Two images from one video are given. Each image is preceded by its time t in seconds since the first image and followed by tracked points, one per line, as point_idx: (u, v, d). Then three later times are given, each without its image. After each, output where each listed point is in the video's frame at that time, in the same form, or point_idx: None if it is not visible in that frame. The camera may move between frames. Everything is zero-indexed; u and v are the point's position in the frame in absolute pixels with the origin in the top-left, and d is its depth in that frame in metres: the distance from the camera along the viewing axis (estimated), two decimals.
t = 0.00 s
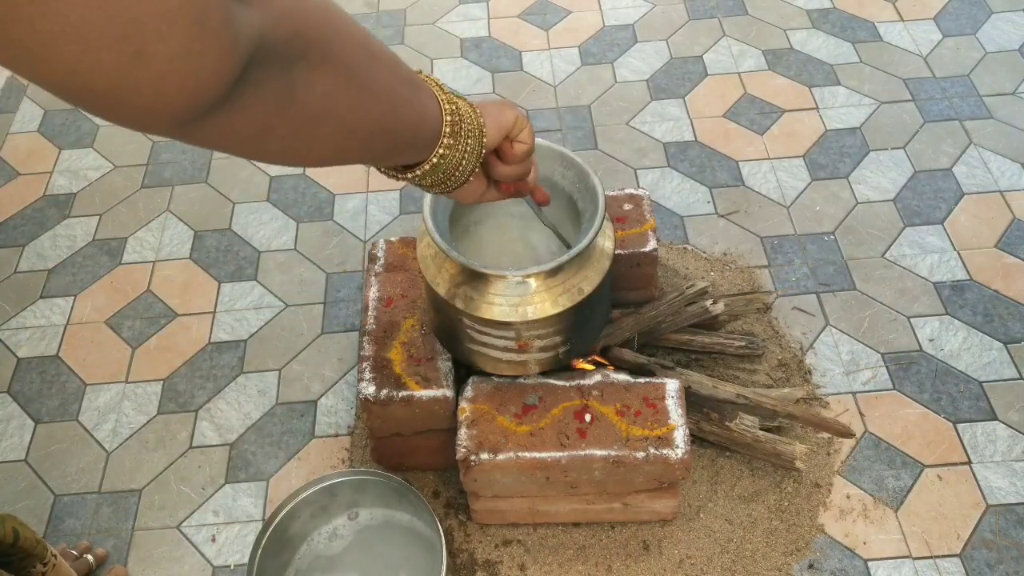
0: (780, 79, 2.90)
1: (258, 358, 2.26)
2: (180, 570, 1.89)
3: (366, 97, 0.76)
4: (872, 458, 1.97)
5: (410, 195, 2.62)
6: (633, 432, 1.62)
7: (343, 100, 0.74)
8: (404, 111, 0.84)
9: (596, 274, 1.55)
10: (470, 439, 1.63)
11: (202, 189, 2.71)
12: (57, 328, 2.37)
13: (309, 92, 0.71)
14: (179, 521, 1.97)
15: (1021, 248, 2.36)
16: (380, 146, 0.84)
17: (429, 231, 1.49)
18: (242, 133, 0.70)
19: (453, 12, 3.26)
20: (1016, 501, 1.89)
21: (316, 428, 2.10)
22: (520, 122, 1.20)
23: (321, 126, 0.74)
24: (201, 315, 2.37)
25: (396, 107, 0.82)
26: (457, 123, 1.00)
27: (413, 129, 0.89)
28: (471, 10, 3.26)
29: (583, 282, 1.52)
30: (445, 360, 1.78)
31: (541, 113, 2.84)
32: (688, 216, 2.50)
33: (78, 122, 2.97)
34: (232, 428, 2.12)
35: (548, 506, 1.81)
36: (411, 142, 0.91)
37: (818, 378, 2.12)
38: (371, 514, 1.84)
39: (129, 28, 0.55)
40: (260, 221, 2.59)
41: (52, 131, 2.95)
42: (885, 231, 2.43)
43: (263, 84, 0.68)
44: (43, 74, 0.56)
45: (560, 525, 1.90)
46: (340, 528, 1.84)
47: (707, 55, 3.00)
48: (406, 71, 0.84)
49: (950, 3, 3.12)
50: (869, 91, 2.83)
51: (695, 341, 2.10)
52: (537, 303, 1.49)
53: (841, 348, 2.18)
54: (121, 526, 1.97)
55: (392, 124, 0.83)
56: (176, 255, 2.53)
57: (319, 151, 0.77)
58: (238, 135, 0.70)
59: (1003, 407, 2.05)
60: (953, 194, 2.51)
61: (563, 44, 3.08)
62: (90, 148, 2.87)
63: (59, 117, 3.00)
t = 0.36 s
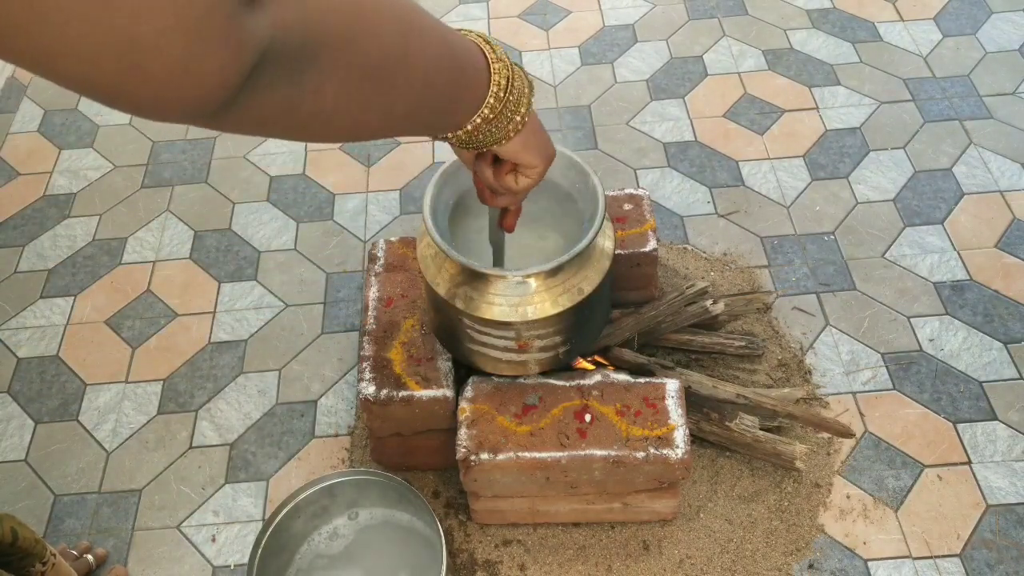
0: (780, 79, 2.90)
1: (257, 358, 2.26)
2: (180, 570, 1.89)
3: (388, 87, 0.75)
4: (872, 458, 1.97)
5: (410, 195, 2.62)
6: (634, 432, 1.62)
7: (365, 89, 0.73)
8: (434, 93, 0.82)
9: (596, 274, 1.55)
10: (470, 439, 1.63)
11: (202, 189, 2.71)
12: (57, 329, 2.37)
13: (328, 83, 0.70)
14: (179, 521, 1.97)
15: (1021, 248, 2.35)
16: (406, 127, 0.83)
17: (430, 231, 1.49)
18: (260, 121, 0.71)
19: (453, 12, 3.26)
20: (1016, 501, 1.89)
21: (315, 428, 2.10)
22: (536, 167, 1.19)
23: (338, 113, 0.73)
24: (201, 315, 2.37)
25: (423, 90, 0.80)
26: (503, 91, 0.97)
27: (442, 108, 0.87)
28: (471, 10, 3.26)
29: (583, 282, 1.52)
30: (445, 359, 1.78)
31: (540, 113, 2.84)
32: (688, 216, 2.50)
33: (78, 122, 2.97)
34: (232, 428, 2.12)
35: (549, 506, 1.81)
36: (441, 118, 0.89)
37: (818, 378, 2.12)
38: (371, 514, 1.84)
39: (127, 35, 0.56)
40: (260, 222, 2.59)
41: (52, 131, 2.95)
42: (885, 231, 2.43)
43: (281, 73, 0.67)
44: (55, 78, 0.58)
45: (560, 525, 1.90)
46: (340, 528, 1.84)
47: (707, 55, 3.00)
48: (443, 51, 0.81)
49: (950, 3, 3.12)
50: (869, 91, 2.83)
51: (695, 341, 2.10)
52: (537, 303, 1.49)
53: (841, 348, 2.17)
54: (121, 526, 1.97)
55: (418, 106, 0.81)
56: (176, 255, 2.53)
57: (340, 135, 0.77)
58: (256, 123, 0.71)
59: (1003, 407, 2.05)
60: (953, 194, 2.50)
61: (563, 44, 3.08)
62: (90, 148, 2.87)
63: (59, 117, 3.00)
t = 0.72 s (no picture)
0: (780, 79, 2.90)
1: (257, 358, 2.26)
2: (180, 570, 1.89)
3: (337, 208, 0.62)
4: (872, 458, 1.97)
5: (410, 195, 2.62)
6: (634, 432, 1.62)
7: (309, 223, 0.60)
8: (385, 231, 0.71)
9: (596, 274, 1.55)
10: (470, 439, 1.63)
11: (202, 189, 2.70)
12: (57, 328, 2.37)
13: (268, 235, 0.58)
14: (179, 521, 1.97)
15: (1021, 248, 2.36)
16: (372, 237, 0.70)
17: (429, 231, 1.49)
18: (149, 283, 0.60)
19: (453, 12, 3.26)
20: (1016, 501, 1.89)
21: (315, 429, 2.10)
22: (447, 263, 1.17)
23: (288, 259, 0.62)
24: (201, 315, 2.37)
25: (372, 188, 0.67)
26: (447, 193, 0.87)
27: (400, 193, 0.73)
28: (471, 10, 3.26)
29: (583, 282, 1.53)
30: (445, 360, 1.78)
31: (541, 113, 2.84)
32: (688, 216, 2.50)
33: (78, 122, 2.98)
34: (232, 428, 2.12)
35: (549, 506, 1.81)
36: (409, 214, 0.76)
37: (818, 378, 2.12)
38: (371, 514, 1.84)
39: None
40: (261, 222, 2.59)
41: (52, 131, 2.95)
42: (885, 231, 2.43)
43: (200, 244, 0.55)
44: None
45: (560, 525, 1.90)
46: (340, 529, 1.84)
47: (707, 55, 3.00)
48: (387, 183, 0.69)
49: (950, 3, 3.12)
50: (869, 91, 2.83)
51: (695, 341, 2.10)
52: (537, 304, 1.50)
53: (841, 348, 2.17)
54: (121, 526, 1.97)
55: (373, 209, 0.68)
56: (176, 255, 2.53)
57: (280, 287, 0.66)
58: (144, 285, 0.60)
59: (1003, 407, 2.05)
60: (953, 194, 2.51)
61: (563, 44, 3.09)
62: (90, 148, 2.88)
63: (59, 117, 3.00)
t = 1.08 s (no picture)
0: (780, 79, 2.90)
1: (257, 358, 2.26)
2: (180, 570, 1.89)
3: (112, 311, 0.80)
4: (872, 458, 1.97)
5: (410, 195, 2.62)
6: (634, 432, 1.62)
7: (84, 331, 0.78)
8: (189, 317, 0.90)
9: (596, 274, 1.55)
10: (470, 439, 1.63)
11: (203, 189, 2.70)
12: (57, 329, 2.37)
13: (73, 334, 0.77)
14: (179, 521, 1.97)
15: (1021, 248, 2.35)
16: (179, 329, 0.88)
17: (430, 230, 1.48)
18: None
19: (453, 12, 3.26)
20: (1016, 502, 1.89)
21: (316, 428, 2.10)
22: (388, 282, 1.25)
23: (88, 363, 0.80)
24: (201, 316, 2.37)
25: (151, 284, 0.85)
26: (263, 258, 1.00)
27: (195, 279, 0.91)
28: (471, 10, 3.26)
29: (583, 282, 1.53)
30: (445, 359, 1.78)
31: (541, 113, 2.84)
32: (688, 216, 2.50)
33: (78, 122, 2.97)
34: (232, 428, 2.12)
35: (549, 506, 1.81)
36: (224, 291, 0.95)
37: (818, 378, 2.12)
38: (371, 514, 1.84)
39: None
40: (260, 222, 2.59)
41: (52, 131, 2.95)
42: (885, 231, 2.43)
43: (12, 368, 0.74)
44: None
45: (560, 525, 1.90)
46: (341, 529, 1.84)
47: (707, 55, 3.00)
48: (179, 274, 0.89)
49: (950, 3, 3.12)
50: (869, 91, 2.83)
51: (695, 341, 2.10)
52: (537, 303, 1.50)
53: (841, 348, 2.17)
54: (121, 526, 1.97)
55: (159, 300, 0.85)
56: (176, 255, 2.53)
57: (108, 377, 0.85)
58: None
59: (1003, 407, 2.05)
60: (953, 194, 2.50)
61: (562, 44, 3.09)
62: (90, 148, 2.87)
63: (59, 117, 3.00)
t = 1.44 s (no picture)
0: (780, 79, 2.90)
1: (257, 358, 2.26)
2: (180, 570, 1.89)
3: (31, 383, 0.83)
4: (872, 458, 1.97)
5: (411, 195, 2.62)
6: (634, 432, 1.62)
7: None
8: (106, 398, 0.91)
9: (596, 274, 1.55)
10: (470, 439, 1.63)
11: (203, 189, 2.70)
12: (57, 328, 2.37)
13: None
14: (179, 521, 1.97)
15: (1021, 248, 2.36)
16: (94, 412, 0.90)
17: (430, 230, 1.48)
18: None
19: (453, 12, 3.26)
20: (1016, 502, 1.89)
21: (316, 429, 2.10)
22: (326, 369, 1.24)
23: None
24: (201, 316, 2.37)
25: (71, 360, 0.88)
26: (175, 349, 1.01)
27: (114, 361, 0.93)
28: (470, 10, 3.26)
29: (583, 282, 1.53)
30: (445, 359, 1.78)
31: (541, 113, 2.84)
32: (688, 216, 2.50)
33: (77, 121, 2.97)
34: (231, 428, 2.12)
35: (549, 506, 1.81)
36: (145, 375, 0.98)
37: (818, 378, 2.12)
38: (371, 515, 1.84)
39: None
40: (261, 222, 2.59)
41: (52, 131, 2.95)
42: (885, 232, 2.43)
43: None
44: None
45: (560, 525, 1.90)
46: (341, 529, 1.84)
47: (707, 55, 3.00)
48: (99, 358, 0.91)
49: (950, 3, 3.12)
50: (869, 91, 2.83)
51: (695, 341, 2.10)
52: (537, 304, 1.49)
53: (841, 348, 2.17)
54: (121, 526, 1.97)
55: (77, 378, 0.88)
56: (176, 255, 2.52)
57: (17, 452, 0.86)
58: None
59: (1003, 407, 2.05)
60: (953, 194, 2.51)
61: (562, 44, 3.09)
62: (90, 148, 2.87)
63: (59, 117, 3.00)
